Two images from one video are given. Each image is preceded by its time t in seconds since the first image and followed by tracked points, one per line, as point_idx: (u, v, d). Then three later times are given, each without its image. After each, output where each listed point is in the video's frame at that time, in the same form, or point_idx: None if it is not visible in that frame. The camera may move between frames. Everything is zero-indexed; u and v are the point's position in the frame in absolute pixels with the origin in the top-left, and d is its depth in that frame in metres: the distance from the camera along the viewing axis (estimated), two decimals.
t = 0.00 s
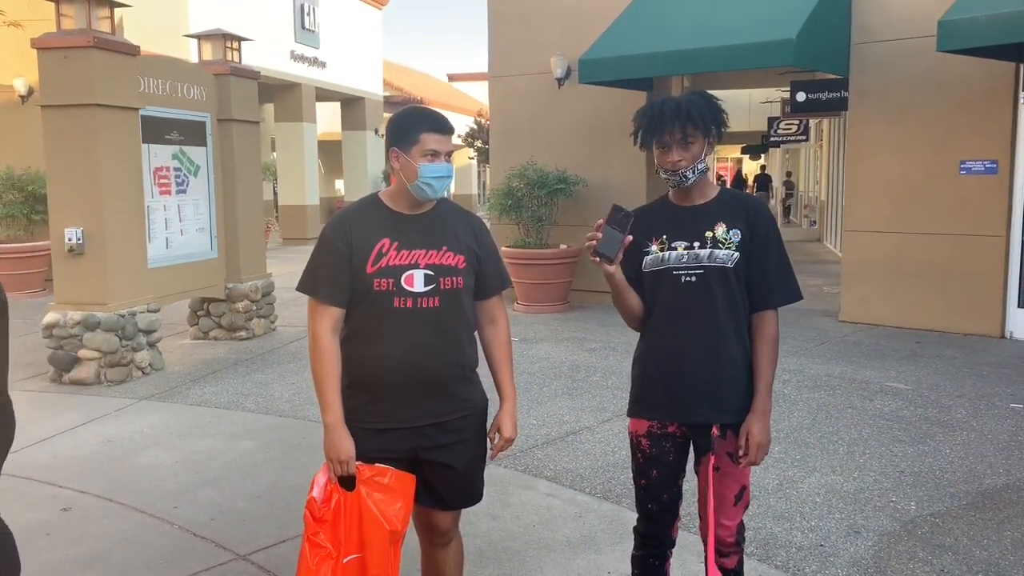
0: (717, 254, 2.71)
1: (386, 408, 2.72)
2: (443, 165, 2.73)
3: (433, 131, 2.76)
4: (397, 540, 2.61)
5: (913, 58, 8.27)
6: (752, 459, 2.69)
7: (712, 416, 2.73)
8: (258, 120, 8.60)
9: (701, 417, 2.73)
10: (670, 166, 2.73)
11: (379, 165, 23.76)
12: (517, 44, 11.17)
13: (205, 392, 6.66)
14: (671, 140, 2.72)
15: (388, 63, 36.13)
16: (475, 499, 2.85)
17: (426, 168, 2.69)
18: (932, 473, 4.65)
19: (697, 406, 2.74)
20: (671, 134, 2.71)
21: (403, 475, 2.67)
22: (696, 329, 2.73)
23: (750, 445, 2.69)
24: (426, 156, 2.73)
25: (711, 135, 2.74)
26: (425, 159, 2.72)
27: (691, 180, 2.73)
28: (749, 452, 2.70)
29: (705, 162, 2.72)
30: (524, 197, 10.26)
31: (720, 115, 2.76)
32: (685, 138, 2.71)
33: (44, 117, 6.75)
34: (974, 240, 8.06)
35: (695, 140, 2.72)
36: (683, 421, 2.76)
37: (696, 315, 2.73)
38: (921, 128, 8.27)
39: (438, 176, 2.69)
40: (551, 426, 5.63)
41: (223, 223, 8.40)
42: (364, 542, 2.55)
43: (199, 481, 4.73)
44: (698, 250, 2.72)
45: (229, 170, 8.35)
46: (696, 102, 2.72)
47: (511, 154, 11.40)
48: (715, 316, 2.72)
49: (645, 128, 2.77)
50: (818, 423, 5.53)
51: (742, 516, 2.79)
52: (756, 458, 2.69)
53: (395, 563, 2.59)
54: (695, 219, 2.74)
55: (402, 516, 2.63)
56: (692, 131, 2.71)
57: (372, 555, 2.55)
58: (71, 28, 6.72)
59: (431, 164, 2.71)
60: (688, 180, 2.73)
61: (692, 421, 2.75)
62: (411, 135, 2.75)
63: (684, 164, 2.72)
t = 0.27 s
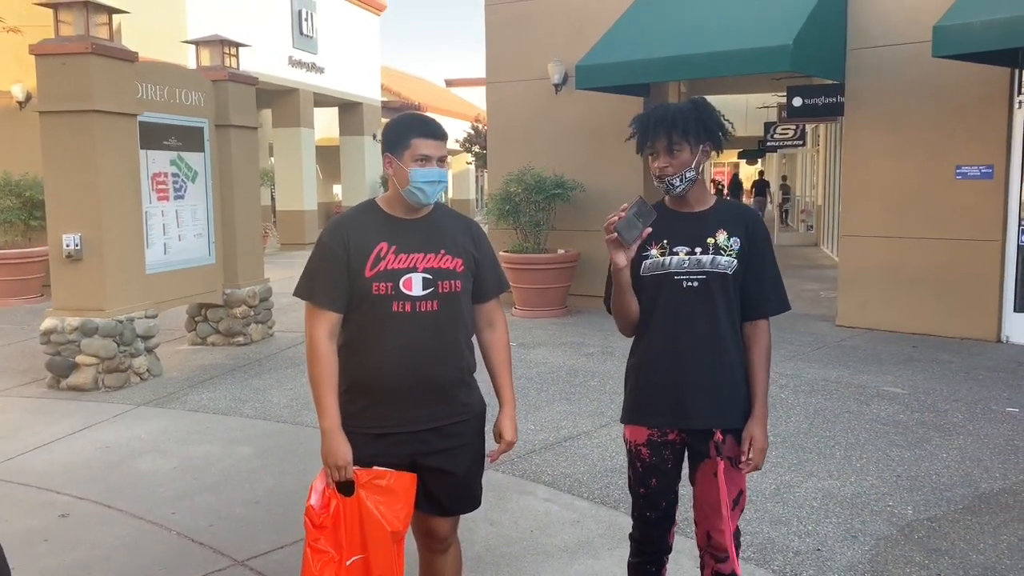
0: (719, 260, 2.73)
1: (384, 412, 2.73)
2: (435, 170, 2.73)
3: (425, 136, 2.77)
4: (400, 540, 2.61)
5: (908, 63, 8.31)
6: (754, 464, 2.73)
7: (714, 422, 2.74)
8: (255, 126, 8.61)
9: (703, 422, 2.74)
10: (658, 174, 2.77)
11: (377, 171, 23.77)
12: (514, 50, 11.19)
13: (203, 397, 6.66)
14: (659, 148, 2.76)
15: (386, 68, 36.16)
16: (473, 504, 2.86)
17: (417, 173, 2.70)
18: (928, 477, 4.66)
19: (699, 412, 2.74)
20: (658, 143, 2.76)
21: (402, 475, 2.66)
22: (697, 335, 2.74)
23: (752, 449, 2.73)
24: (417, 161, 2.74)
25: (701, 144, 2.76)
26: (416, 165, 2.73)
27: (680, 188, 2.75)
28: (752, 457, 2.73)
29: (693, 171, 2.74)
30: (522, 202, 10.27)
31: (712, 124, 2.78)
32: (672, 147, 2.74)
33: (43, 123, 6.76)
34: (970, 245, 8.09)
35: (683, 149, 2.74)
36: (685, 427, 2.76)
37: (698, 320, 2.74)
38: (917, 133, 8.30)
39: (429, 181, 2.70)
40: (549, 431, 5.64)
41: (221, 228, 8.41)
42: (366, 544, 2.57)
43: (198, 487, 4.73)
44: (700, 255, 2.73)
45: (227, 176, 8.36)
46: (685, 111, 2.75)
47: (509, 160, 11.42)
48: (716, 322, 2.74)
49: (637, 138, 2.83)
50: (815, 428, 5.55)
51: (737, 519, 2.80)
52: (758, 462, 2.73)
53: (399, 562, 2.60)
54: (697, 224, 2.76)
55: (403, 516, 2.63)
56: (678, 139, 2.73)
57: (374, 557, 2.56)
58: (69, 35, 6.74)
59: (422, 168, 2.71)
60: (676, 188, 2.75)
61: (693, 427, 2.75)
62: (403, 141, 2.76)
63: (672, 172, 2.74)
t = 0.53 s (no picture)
0: (706, 263, 2.74)
1: (379, 414, 2.72)
2: (426, 172, 2.72)
3: (416, 139, 2.76)
4: (394, 540, 2.61)
5: (902, 67, 8.33)
6: (749, 467, 2.80)
7: (701, 424, 2.74)
8: (250, 128, 8.60)
9: (691, 425, 2.74)
10: (644, 178, 2.78)
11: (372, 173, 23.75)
12: (510, 53, 11.20)
13: (197, 400, 6.64)
14: (643, 151, 2.78)
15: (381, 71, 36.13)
16: (467, 505, 2.86)
17: (408, 175, 2.70)
18: (923, 480, 4.67)
19: (687, 414, 2.74)
20: (642, 146, 2.77)
21: (396, 476, 2.66)
22: (685, 337, 2.74)
23: (746, 452, 2.80)
24: (408, 163, 2.74)
25: (685, 145, 2.76)
26: (408, 167, 2.73)
27: (666, 190, 2.75)
28: (746, 459, 2.80)
29: (678, 172, 2.74)
30: (517, 205, 10.27)
31: (695, 125, 2.78)
32: (657, 149, 2.75)
33: (37, 125, 6.75)
34: (963, 248, 8.11)
35: (667, 150, 2.75)
36: (672, 430, 2.76)
37: (685, 322, 2.74)
38: (910, 137, 8.33)
39: (419, 184, 2.70)
40: (544, 434, 5.64)
41: (216, 231, 8.40)
42: (361, 545, 2.56)
43: (192, 490, 4.71)
44: (687, 258, 2.74)
45: (221, 178, 8.35)
46: (666, 113, 2.77)
47: (504, 162, 11.42)
48: (703, 325, 2.75)
49: (623, 143, 2.85)
50: (809, 430, 5.55)
51: (728, 521, 2.81)
52: (752, 465, 2.81)
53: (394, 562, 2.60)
54: (683, 227, 2.77)
55: (398, 516, 2.63)
56: (661, 141, 2.74)
57: (370, 557, 2.55)
58: (63, 37, 6.73)
59: (413, 170, 2.71)
60: (663, 190, 2.76)
61: (680, 429, 2.75)
62: (395, 144, 2.76)
63: (657, 174, 2.75)
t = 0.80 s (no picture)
0: (687, 262, 2.72)
1: (377, 411, 2.71)
2: (425, 170, 2.72)
3: (416, 137, 2.76)
4: (385, 542, 2.60)
5: (898, 65, 8.34)
6: (731, 467, 2.75)
7: (679, 422, 2.74)
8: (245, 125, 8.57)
9: (668, 423, 2.75)
10: (621, 175, 2.81)
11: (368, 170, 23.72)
12: (506, 50, 11.18)
13: (192, 397, 6.62)
14: (620, 148, 2.82)
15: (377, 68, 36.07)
16: (464, 502, 2.86)
17: (406, 172, 2.69)
18: (917, 477, 4.68)
19: (664, 411, 2.75)
20: (618, 143, 2.81)
21: (391, 475, 2.65)
22: (665, 335, 2.74)
23: (728, 452, 2.75)
24: (406, 160, 2.73)
25: (661, 141, 2.77)
26: (406, 164, 2.72)
27: (641, 186, 2.77)
28: (728, 459, 2.75)
29: (651, 168, 2.75)
30: (513, 202, 10.27)
31: (671, 121, 2.79)
32: (631, 146, 2.78)
33: (32, 121, 6.72)
34: (958, 246, 8.13)
35: (642, 147, 2.77)
36: (651, 426, 2.77)
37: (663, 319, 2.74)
38: (906, 135, 8.34)
39: (418, 181, 2.69)
40: (540, 431, 5.64)
41: (211, 228, 8.38)
42: (353, 543, 2.55)
43: (187, 487, 4.70)
44: (668, 257, 2.73)
45: (217, 175, 8.33)
46: (642, 111, 2.80)
47: (500, 160, 11.41)
48: (684, 324, 2.74)
49: (605, 141, 2.90)
50: (804, 428, 5.56)
51: (715, 521, 2.79)
52: (735, 465, 2.75)
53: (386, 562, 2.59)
54: (666, 225, 2.76)
55: (392, 517, 2.62)
56: (635, 138, 2.77)
57: (361, 556, 2.54)
58: (57, 33, 6.70)
59: (412, 168, 2.70)
60: (637, 187, 2.78)
61: (659, 426, 2.76)
62: (393, 141, 2.76)
63: (632, 170, 2.78)
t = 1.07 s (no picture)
0: (672, 257, 2.72)
1: (378, 404, 2.71)
2: (421, 162, 2.71)
3: (414, 128, 2.75)
4: (384, 536, 2.61)
5: (898, 58, 8.32)
6: (698, 462, 2.66)
7: (660, 416, 2.73)
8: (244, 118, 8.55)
9: (649, 417, 2.74)
10: (609, 166, 2.81)
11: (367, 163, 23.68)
12: (505, 43, 11.16)
13: (192, 391, 6.62)
14: (608, 140, 2.81)
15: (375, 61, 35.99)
16: (464, 496, 2.86)
17: (401, 164, 2.68)
18: (916, 470, 4.69)
19: (647, 407, 2.74)
20: (606, 135, 2.81)
21: (392, 471, 2.65)
22: (648, 329, 2.74)
23: (695, 447, 2.66)
24: (403, 152, 2.72)
25: (648, 134, 2.77)
26: (403, 156, 2.72)
27: (628, 178, 2.76)
28: (695, 454, 2.67)
29: (638, 161, 2.74)
30: (512, 195, 10.25)
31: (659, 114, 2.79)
32: (619, 137, 2.77)
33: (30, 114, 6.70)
34: (957, 239, 8.12)
35: (629, 139, 2.76)
36: (634, 421, 2.76)
37: (646, 313, 2.75)
38: (905, 128, 8.33)
39: (412, 172, 2.68)
40: (539, 425, 5.64)
41: (210, 221, 8.37)
42: (353, 537, 2.55)
43: (187, 481, 4.70)
44: (654, 251, 2.73)
45: (215, 168, 8.31)
46: (630, 103, 2.80)
47: (499, 153, 11.39)
48: (666, 319, 2.73)
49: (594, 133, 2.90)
50: (804, 421, 5.56)
51: (705, 516, 2.79)
52: (701, 460, 2.66)
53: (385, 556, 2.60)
54: (653, 219, 2.75)
55: (392, 511, 2.63)
56: (623, 130, 2.77)
57: (361, 550, 2.55)
58: (55, 25, 6.67)
59: (407, 159, 2.69)
60: (624, 178, 2.77)
61: (640, 420, 2.75)
62: (391, 132, 2.75)
63: (619, 162, 2.77)
